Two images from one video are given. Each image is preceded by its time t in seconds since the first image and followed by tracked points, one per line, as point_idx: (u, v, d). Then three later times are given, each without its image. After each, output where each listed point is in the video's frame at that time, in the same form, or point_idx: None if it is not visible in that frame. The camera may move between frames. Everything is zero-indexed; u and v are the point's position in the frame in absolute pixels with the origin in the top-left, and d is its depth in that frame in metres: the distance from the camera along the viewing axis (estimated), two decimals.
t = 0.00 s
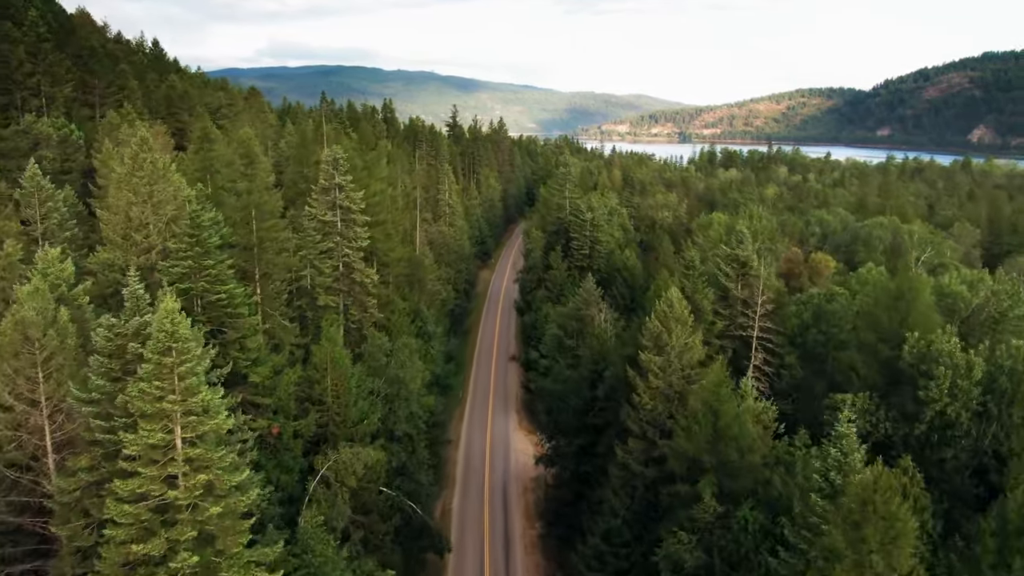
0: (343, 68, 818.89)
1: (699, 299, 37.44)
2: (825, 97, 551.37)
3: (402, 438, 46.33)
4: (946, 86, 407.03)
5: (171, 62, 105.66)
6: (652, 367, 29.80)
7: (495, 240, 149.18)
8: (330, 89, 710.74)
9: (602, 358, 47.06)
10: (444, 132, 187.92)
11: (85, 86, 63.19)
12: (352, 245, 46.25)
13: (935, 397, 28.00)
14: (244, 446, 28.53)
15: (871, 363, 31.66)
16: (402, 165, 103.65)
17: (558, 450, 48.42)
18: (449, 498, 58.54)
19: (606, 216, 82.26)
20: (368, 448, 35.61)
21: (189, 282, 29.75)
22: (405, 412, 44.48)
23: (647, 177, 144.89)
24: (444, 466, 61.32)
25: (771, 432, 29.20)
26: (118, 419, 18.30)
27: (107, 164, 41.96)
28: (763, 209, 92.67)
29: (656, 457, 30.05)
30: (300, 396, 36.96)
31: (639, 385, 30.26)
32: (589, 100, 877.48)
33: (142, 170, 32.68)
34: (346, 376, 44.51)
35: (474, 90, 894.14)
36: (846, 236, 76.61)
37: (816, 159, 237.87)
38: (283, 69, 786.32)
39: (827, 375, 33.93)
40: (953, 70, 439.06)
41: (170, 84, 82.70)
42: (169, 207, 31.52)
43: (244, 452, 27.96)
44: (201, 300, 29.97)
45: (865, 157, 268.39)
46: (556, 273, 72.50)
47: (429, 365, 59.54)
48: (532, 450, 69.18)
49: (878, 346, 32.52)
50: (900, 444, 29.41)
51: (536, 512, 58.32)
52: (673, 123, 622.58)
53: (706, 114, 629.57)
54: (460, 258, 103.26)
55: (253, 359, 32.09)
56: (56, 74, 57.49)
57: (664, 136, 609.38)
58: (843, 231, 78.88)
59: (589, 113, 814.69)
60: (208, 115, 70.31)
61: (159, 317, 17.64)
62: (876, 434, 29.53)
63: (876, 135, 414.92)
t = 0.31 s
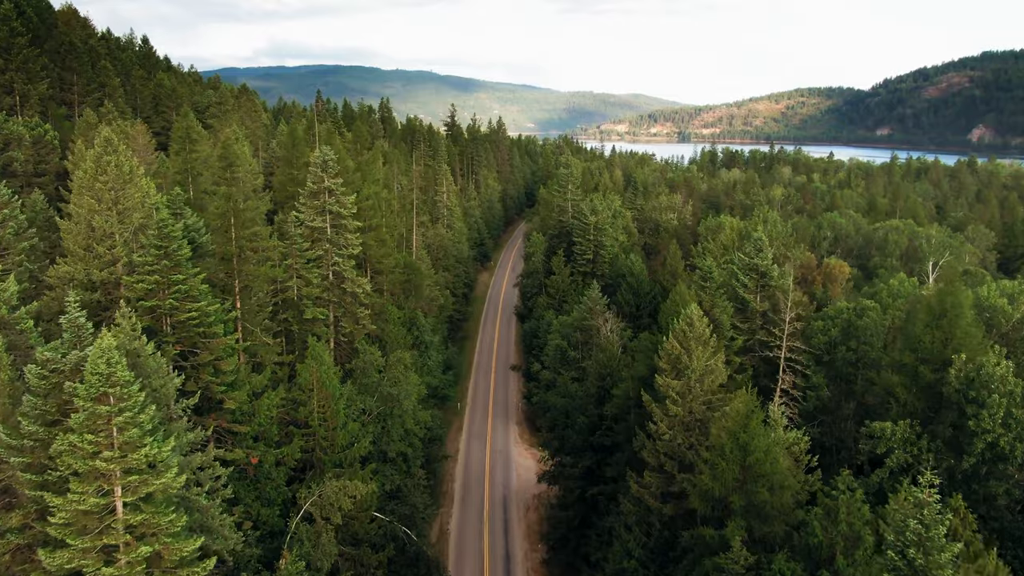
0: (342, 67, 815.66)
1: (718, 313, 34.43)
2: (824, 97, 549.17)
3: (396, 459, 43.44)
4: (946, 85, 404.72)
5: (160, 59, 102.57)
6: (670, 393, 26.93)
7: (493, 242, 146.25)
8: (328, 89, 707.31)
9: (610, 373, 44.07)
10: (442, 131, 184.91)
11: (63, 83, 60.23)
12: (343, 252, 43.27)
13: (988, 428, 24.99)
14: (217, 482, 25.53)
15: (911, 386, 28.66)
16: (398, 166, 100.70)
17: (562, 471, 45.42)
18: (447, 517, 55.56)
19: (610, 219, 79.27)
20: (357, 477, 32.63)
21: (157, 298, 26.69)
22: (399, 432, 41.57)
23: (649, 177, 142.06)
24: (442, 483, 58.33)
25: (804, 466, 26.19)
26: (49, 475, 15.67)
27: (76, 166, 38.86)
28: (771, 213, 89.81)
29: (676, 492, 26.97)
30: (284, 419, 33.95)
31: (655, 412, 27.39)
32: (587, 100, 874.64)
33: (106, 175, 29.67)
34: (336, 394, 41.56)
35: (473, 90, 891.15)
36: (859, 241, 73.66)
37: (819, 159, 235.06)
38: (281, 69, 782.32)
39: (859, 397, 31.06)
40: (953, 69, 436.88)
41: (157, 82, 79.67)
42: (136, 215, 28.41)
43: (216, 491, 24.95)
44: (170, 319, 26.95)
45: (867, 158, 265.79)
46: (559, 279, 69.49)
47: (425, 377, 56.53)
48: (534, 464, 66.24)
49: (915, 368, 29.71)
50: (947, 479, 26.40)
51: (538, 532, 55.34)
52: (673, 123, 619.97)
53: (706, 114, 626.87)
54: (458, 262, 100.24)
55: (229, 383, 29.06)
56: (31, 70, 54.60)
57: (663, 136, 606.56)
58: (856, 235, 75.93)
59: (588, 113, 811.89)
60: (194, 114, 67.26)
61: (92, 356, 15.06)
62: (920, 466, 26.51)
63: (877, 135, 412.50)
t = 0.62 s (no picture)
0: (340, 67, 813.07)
1: (738, 328, 31.82)
2: (822, 96, 549.68)
3: (391, 480, 40.92)
4: (946, 85, 402.98)
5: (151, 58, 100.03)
6: (689, 421, 24.47)
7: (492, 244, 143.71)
8: (326, 88, 704.49)
9: (617, 388, 41.50)
10: (441, 131, 182.40)
11: (43, 81, 57.57)
12: (333, 260, 40.69)
13: None
14: (187, 521, 22.93)
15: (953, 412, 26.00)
16: (395, 167, 98.17)
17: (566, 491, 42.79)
18: (444, 536, 52.91)
19: (614, 223, 76.70)
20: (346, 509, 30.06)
21: (121, 317, 24.04)
22: (393, 452, 39.04)
23: (651, 178, 139.63)
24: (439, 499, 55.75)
25: (838, 504, 23.54)
26: None
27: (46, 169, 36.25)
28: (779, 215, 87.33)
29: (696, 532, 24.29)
30: (266, 443, 31.36)
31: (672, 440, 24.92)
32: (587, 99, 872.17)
33: (69, 180, 27.04)
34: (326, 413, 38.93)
35: (472, 89, 888.75)
36: (872, 245, 71.09)
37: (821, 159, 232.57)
38: (280, 69, 779.33)
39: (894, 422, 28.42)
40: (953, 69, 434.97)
41: (145, 80, 77.13)
42: (100, 224, 25.76)
43: (183, 532, 22.34)
44: (136, 339, 24.33)
45: (868, 157, 263.62)
46: (561, 285, 66.90)
47: (422, 389, 53.96)
48: (535, 478, 63.64)
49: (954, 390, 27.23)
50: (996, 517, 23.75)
51: (540, 552, 52.74)
52: (672, 122, 617.77)
53: (705, 114, 624.52)
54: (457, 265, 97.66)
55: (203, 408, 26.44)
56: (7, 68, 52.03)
57: (663, 135, 604.34)
58: (868, 238, 73.36)
59: (587, 113, 809.55)
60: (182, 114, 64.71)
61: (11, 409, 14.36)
62: (968, 504, 23.83)
63: (877, 135, 410.77)
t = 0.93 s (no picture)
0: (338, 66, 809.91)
1: (764, 348, 28.86)
2: (822, 96, 547.36)
3: (384, 508, 37.99)
4: (946, 84, 401.51)
5: (138, 55, 96.95)
6: (718, 460, 21.52)
7: (492, 246, 140.80)
8: (324, 87, 700.99)
9: (627, 408, 38.59)
10: (439, 131, 179.43)
11: (15, 78, 54.50)
12: (321, 270, 37.72)
13: None
14: None
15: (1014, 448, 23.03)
16: (392, 168, 95.21)
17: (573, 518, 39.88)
18: (442, 560, 49.92)
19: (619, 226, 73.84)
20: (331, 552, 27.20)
21: (70, 344, 20.92)
22: (385, 478, 36.08)
23: (653, 179, 136.79)
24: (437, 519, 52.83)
25: (890, 558, 20.54)
26: None
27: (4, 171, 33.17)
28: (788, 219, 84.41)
29: None
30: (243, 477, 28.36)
31: (698, 482, 21.97)
32: (585, 99, 870.07)
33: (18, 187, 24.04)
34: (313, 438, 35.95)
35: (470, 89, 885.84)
36: (886, 250, 68.29)
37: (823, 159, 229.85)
38: (277, 69, 775.08)
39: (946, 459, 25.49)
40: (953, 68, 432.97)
41: (130, 78, 74.06)
42: (51, 236, 22.68)
43: None
44: (88, 369, 21.27)
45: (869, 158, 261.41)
46: (564, 292, 63.99)
47: (417, 404, 50.98)
48: (537, 495, 60.65)
49: (1011, 421, 24.32)
50: None
51: None
52: (671, 122, 615.22)
53: (705, 113, 621.85)
54: (455, 270, 94.60)
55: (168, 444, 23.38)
56: None
57: (661, 135, 601.60)
58: (883, 243, 70.53)
59: (586, 112, 806.48)
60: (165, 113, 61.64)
61: None
62: None
63: (876, 135, 408.62)
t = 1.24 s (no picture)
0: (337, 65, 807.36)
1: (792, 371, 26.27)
2: (822, 95, 545.09)
3: (377, 535, 35.34)
4: (947, 84, 399.20)
5: (127, 53, 94.28)
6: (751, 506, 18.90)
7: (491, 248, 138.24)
8: (322, 87, 697.77)
9: (637, 428, 36.03)
10: (437, 131, 176.75)
11: None
12: (309, 280, 35.17)
13: None
14: None
15: None
16: (389, 169, 92.58)
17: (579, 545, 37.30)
18: None
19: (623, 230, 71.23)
20: None
21: (10, 377, 18.07)
22: (378, 504, 33.52)
23: (655, 179, 134.19)
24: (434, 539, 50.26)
25: None
26: None
27: None
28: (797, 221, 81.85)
29: None
30: (219, 512, 25.77)
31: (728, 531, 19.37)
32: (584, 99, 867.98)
33: None
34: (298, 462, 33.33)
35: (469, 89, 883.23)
36: (901, 255, 65.71)
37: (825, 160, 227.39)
38: (276, 68, 772.59)
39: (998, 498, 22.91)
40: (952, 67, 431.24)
41: (115, 76, 71.40)
42: None
43: None
44: (33, 403, 18.49)
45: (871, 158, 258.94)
46: (567, 299, 61.37)
47: (413, 419, 48.40)
48: (539, 511, 58.01)
49: None
50: None
51: None
52: (670, 122, 612.76)
53: (704, 113, 619.43)
54: (453, 273, 92.01)
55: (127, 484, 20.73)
56: None
57: (661, 135, 599.15)
58: (897, 247, 67.95)
59: (585, 112, 804.00)
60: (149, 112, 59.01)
61: None
62: None
63: (876, 134, 406.51)
